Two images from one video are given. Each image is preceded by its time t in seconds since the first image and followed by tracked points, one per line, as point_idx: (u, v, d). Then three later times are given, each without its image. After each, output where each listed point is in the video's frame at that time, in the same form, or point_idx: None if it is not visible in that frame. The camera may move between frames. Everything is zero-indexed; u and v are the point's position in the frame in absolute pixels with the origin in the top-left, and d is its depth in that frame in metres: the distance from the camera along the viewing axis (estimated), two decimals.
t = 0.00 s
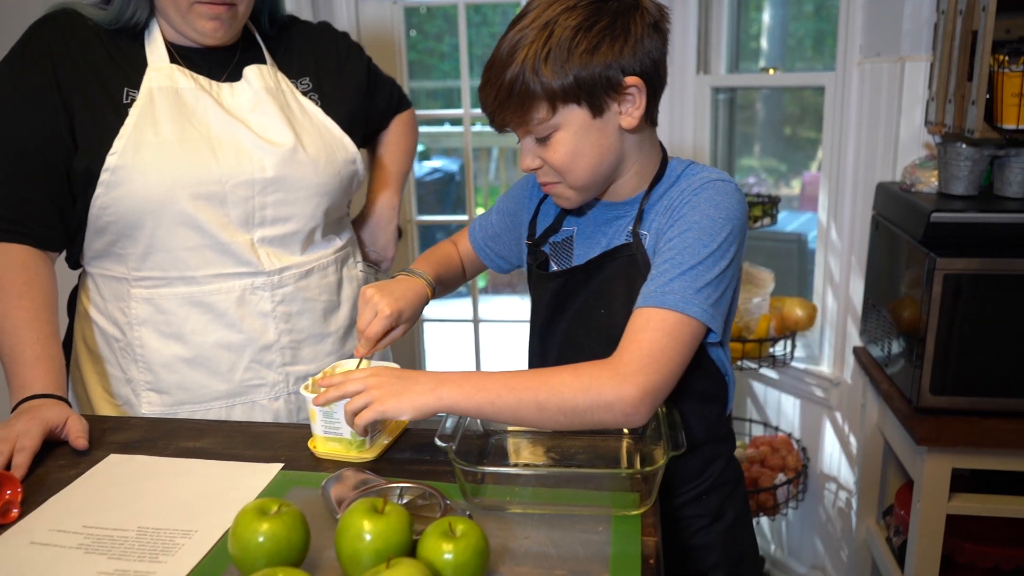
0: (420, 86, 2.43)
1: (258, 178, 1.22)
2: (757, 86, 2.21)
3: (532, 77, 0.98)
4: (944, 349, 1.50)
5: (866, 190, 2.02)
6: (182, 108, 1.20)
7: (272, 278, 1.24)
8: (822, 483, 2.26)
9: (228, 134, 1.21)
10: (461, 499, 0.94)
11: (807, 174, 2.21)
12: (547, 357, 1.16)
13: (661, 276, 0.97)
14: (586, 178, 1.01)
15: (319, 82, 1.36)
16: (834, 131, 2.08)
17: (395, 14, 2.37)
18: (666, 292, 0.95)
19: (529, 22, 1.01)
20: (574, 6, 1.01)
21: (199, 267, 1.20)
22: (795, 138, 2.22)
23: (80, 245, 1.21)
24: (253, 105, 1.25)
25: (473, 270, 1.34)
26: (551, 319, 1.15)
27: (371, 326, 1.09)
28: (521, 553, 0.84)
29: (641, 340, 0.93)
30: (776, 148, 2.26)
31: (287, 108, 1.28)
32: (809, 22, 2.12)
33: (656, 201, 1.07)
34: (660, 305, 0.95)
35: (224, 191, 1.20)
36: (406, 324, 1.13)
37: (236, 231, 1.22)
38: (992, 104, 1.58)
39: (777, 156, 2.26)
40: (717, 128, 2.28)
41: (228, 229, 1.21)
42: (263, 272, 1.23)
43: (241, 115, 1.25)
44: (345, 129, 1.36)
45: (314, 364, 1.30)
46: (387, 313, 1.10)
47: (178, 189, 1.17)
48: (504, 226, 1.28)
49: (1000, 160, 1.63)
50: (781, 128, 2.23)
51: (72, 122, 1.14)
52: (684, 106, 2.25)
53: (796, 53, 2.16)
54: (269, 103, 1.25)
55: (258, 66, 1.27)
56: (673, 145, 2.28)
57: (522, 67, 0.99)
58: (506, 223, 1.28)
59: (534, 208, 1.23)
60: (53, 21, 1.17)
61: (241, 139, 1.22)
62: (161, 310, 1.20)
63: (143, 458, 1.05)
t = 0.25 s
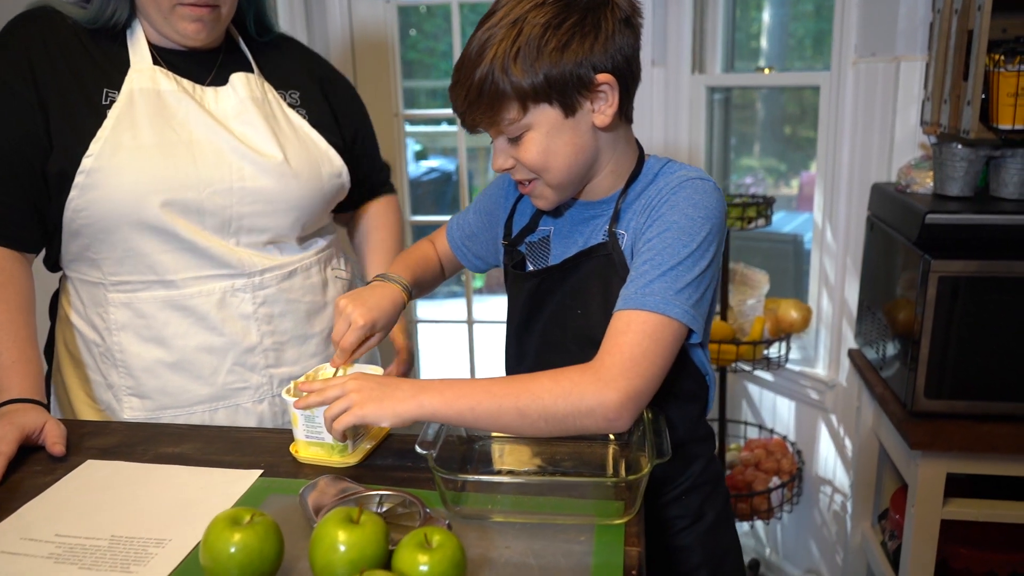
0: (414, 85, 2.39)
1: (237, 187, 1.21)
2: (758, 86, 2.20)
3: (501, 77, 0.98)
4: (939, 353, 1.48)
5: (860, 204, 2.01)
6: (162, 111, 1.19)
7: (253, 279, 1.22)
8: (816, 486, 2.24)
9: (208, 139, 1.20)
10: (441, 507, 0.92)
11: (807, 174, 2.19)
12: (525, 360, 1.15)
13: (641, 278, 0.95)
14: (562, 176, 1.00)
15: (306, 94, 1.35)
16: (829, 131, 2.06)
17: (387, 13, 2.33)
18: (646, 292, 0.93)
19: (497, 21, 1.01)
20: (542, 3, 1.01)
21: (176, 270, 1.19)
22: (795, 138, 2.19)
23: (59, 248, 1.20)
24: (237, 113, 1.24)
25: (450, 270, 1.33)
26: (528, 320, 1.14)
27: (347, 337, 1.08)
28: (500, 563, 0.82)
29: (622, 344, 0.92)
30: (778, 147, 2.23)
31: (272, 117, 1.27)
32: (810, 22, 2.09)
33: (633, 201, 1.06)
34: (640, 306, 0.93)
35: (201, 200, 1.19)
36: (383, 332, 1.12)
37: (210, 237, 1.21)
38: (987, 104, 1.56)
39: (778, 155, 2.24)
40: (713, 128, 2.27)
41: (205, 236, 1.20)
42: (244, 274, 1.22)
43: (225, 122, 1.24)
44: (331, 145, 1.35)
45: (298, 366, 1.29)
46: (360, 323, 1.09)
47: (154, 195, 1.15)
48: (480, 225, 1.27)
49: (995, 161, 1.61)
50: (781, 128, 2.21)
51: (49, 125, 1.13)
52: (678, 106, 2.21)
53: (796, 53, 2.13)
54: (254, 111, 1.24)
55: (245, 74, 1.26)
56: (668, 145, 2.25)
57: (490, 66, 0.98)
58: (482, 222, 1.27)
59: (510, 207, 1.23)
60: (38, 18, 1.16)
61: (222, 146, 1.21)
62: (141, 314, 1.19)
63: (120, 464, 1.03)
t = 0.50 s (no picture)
0: (410, 86, 2.35)
1: (218, 198, 1.19)
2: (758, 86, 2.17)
3: (483, 80, 0.96)
4: (937, 357, 1.46)
5: (859, 202, 1.99)
6: (146, 114, 1.18)
7: (234, 283, 1.22)
8: (815, 490, 2.23)
9: (191, 146, 1.19)
10: (429, 517, 0.90)
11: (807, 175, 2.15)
12: (514, 365, 1.14)
13: (633, 283, 0.94)
14: (549, 179, 0.99)
15: (299, 104, 1.31)
16: (827, 132, 2.04)
17: (384, 14, 2.31)
18: (639, 298, 0.92)
19: (477, 24, 1.00)
20: (523, 5, 1.00)
21: (156, 274, 1.18)
22: (796, 138, 2.16)
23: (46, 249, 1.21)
24: (224, 121, 1.22)
25: (440, 276, 1.31)
26: (517, 323, 1.12)
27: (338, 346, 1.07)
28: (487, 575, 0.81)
29: (614, 351, 0.90)
30: (778, 147, 2.20)
31: (259, 127, 1.25)
32: (812, 21, 2.05)
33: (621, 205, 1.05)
34: (633, 313, 0.91)
35: (178, 209, 1.17)
36: (373, 335, 1.10)
37: (189, 245, 1.19)
38: (987, 106, 1.56)
39: (777, 155, 2.20)
40: (711, 129, 2.25)
41: (185, 243, 1.19)
42: (225, 277, 1.21)
43: (211, 130, 1.22)
44: (321, 158, 1.31)
45: (283, 371, 1.27)
46: (348, 330, 1.07)
47: (132, 201, 1.14)
48: (467, 229, 1.25)
49: (994, 164, 1.60)
50: (782, 128, 2.17)
51: (30, 128, 1.13)
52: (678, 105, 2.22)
53: (797, 53, 2.10)
54: (241, 120, 1.22)
55: (235, 82, 1.24)
56: (666, 146, 2.23)
57: (472, 70, 0.97)
58: (469, 226, 1.25)
59: (497, 210, 1.21)
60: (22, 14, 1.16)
61: (204, 153, 1.19)
62: (123, 317, 1.18)
63: (104, 472, 1.02)
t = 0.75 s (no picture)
0: (409, 85, 2.33)
1: (199, 205, 1.19)
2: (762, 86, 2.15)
3: (478, 80, 0.95)
4: (939, 361, 1.44)
5: (860, 203, 1.97)
6: (129, 117, 1.17)
7: (216, 290, 1.20)
8: (816, 494, 2.21)
9: (173, 150, 1.18)
10: (419, 523, 0.89)
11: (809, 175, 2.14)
12: (508, 368, 1.12)
13: (631, 287, 0.92)
14: (543, 181, 0.98)
15: (292, 107, 1.30)
16: (828, 132, 2.03)
17: (383, 13, 2.29)
18: (637, 303, 0.91)
19: (473, 23, 0.98)
20: (520, 4, 0.98)
21: (136, 280, 1.18)
22: (800, 139, 2.14)
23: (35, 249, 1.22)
24: (210, 126, 1.22)
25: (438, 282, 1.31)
26: (512, 325, 1.10)
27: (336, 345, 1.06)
28: None
29: (613, 357, 0.89)
30: (782, 147, 2.17)
31: (246, 133, 1.24)
32: (816, 21, 2.03)
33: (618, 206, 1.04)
34: (631, 318, 0.90)
35: (158, 215, 1.17)
36: (366, 332, 1.09)
37: (170, 251, 1.19)
38: (990, 106, 1.54)
39: (781, 155, 2.18)
40: (711, 129, 2.23)
41: (165, 249, 1.18)
42: (206, 285, 1.20)
43: (197, 135, 1.21)
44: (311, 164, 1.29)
45: (267, 379, 1.26)
46: (337, 327, 1.06)
47: (112, 205, 1.14)
48: (463, 232, 1.24)
49: (997, 165, 1.58)
50: (786, 128, 2.15)
51: (16, 129, 1.13)
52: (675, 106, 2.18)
53: (802, 53, 2.08)
54: (226, 127, 1.22)
55: (223, 86, 1.23)
56: (667, 146, 2.21)
57: (466, 69, 0.95)
58: (464, 229, 1.24)
59: (491, 212, 1.20)
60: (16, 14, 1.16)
61: (187, 158, 1.19)
62: (103, 322, 1.19)
63: (93, 476, 1.01)
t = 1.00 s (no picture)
0: (414, 85, 2.33)
1: (189, 206, 1.18)
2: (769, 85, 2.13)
3: (484, 75, 0.94)
4: (945, 362, 1.42)
5: (865, 203, 1.95)
6: (121, 116, 1.17)
7: (206, 292, 1.20)
8: (820, 496, 2.19)
9: (164, 150, 1.18)
10: (413, 526, 0.88)
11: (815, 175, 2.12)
12: (507, 367, 1.11)
13: (637, 287, 0.91)
14: (547, 179, 0.96)
15: (289, 107, 1.29)
16: (834, 132, 2.01)
17: (386, 13, 2.28)
18: (644, 304, 0.89)
19: (479, 17, 0.97)
20: None
21: (126, 281, 1.18)
22: (808, 139, 2.12)
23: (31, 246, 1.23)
24: (202, 127, 1.21)
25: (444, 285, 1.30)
26: (512, 323, 1.09)
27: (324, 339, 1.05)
28: None
29: (620, 357, 0.88)
30: (789, 148, 2.15)
31: (239, 134, 1.23)
32: (825, 20, 2.01)
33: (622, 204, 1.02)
34: (638, 319, 0.89)
35: (148, 217, 1.16)
36: (351, 323, 1.08)
37: (160, 252, 1.19)
38: (997, 104, 1.51)
39: (789, 155, 2.16)
40: (717, 129, 2.21)
41: (155, 251, 1.18)
42: (197, 286, 1.20)
43: (190, 136, 1.21)
44: (306, 165, 1.28)
45: (259, 381, 1.26)
46: (319, 321, 1.06)
47: (102, 206, 1.14)
48: (466, 231, 1.23)
49: (1005, 165, 1.56)
50: (794, 128, 2.13)
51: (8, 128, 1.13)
52: (683, 105, 2.17)
53: (811, 53, 2.06)
54: (219, 127, 1.21)
55: (217, 86, 1.23)
56: (672, 145, 2.19)
57: (472, 64, 0.94)
58: (467, 228, 1.23)
59: (493, 210, 1.19)
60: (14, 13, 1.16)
61: (178, 158, 1.18)
62: (95, 322, 1.19)
63: (87, 476, 1.00)
